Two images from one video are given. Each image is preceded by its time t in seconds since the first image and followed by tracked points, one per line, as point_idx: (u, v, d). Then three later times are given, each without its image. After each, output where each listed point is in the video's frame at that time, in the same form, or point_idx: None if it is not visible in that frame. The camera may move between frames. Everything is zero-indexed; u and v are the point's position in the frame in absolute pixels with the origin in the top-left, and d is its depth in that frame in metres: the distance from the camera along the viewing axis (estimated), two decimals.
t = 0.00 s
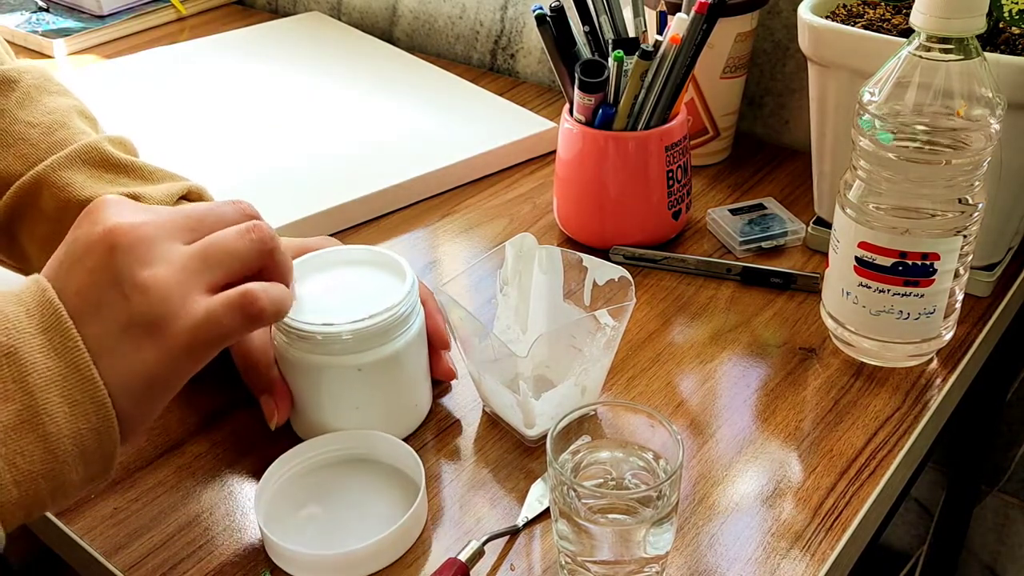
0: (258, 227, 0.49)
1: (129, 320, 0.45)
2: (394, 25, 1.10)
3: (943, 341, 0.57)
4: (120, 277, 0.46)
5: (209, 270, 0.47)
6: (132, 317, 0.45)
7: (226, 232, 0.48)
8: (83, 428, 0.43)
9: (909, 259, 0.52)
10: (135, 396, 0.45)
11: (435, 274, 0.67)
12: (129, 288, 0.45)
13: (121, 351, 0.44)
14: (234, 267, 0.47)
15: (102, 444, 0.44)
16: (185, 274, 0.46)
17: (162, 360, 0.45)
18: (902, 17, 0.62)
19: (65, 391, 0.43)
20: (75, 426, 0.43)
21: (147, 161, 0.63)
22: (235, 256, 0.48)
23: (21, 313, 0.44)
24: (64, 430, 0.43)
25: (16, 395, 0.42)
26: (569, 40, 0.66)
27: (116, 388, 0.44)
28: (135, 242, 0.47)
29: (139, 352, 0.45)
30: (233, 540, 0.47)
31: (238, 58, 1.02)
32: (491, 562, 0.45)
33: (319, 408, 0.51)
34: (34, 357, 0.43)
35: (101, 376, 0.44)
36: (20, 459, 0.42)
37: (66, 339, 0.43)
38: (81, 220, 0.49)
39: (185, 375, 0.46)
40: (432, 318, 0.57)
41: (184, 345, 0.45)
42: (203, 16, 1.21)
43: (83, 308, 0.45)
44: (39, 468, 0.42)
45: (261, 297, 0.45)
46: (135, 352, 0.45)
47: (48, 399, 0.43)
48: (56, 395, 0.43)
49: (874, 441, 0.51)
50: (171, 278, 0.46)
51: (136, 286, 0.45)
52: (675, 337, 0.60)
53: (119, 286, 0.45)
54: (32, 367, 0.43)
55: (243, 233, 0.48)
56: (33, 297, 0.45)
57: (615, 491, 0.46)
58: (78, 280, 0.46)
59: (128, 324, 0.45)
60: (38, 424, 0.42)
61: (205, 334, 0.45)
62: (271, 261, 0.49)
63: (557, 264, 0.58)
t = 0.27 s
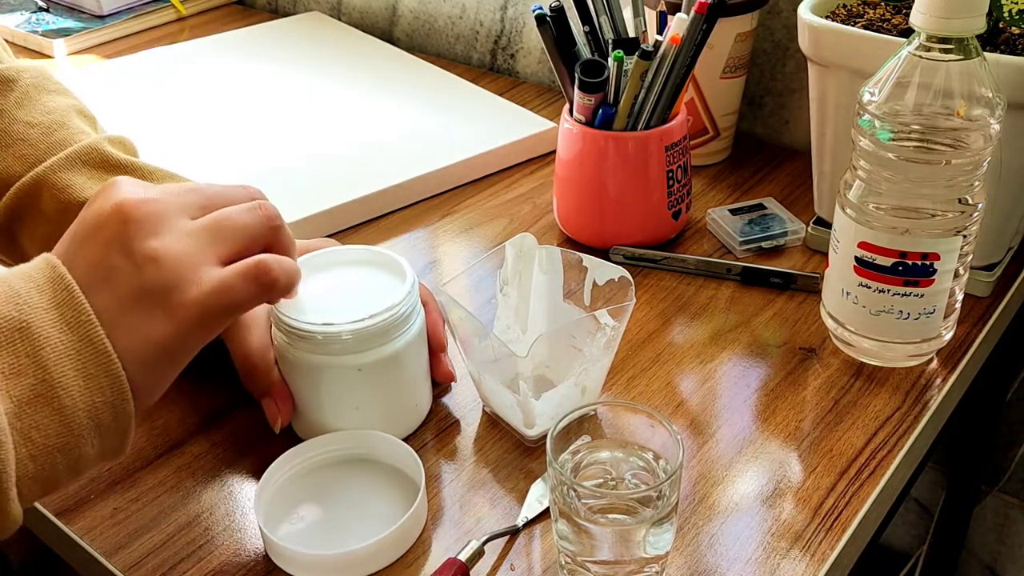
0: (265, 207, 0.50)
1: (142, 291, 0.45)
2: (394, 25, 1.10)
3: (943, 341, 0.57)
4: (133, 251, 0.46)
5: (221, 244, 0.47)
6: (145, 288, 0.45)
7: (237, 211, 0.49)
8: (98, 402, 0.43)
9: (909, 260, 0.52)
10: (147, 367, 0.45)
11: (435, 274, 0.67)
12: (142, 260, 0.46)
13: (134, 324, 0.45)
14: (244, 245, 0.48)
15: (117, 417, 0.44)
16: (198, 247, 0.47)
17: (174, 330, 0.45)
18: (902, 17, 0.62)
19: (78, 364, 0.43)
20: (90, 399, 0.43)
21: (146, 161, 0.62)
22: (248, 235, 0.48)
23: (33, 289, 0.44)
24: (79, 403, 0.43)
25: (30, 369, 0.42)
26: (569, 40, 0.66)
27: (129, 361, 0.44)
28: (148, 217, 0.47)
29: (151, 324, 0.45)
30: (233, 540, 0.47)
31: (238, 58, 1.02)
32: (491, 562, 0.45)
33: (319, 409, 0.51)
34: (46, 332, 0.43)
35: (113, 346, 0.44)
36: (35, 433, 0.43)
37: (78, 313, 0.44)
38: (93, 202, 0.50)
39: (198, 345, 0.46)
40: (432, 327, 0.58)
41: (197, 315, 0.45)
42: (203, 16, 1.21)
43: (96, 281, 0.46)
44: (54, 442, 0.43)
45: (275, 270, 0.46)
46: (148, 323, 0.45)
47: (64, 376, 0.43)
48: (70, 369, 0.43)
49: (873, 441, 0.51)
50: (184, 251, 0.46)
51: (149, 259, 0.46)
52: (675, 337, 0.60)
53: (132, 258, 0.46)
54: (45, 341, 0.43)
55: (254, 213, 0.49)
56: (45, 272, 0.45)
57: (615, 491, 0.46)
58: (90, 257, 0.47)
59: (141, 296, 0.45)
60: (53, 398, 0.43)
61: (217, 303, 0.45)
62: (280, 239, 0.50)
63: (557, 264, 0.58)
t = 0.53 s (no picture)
0: (287, 221, 0.50)
1: (159, 287, 0.45)
2: (394, 25, 1.10)
3: (943, 341, 0.57)
4: (148, 242, 0.46)
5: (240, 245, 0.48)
6: (161, 283, 0.45)
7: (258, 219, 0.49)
8: (107, 395, 0.43)
9: (909, 259, 0.52)
10: (163, 361, 0.45)
11: (435, 274, 0.67)
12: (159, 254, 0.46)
13: (150, 317, 0.45)
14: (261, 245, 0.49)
15: (126, 411, 0.44)
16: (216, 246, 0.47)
17: (193, 326, 0.46)
18: (902, 17, 0.62)
19: (90, 356, 0.43)
20: (99, 392, 0.43)
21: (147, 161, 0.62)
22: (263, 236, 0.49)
23: (44, 277, 0.44)
24: (89, 395, 0.43)
25: (41, 360, 0.42)
26: (569, 40, 0.66)
27: (144, 355, 0.45)
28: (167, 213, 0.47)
29: (168, 319, 0.45)
30: (233, 540, 0.47)
31: (238, 57, 1.02)
32: (491, 562, 0.45)
33: (319, 409, 0.51)
34: (58, 323, 0.43)
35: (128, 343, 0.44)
36: (45, 424, 0.42)
37: (90, 305, 0.43)
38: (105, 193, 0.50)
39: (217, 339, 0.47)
40: (432, 329, 0.58)
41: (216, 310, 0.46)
42: (203, 16, 1.21)
43: (108, 273, 0.45)
44: (63, 434, 0.43)
45: (286, 261, 0.47)
46: (166, 318, 0.45)
47: (75, 368, 0.43)
48: (81, 360, 0.43)
49: (873, 441, 0.51)
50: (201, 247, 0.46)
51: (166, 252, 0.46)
52: (675, 337, 0.60)
53: (148, 249, 0.46)
54: (57, 332, 0.43)
55: (275, 223, 0.50)
56: (56, 260, 0.45)
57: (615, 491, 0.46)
58: (103, 247, 0.46)
59: (157, 289, 0.45)
60: (64, 390, 0.42)
61: (236, 298, 0.46)
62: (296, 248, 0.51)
63: (557, 264, 0.58)
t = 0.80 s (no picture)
0: (306, 225, 0.50)
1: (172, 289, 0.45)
2: (394, 25, 1.10)
3: (943, 341, 0.57)
4: (160, 246, 0.46)
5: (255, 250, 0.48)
6: (175, 286, 0.45)
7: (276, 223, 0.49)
8: (118, 394, 0.43)
9: (909, 260, 0.52)
10: (176, 361, 0.45)
11: (435, 274, 0.67)
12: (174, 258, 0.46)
13: (161, 317, 0.45)
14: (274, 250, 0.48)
15: (136, 411, 0.44)
16: (230, 250, 0.47)
17: (205, 328, 0.46)
18: (902, 17, 0.62)
19: (101, 357, 0.43)
20: (110, 392, 0.43)
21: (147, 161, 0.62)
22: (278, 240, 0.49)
23: (55, 279, 0.44)
24: (100, 396, 0.43)
25: (52, 360, 0.42)
26: (569, 40, 0.66)
27: (154, 357, 0.45)
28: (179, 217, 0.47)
29: (182, 320, 0.46)
30: (233, 539, 0.47)
31: (239, 58, 1.02)
32: (491, 562, 0.45)
33: (318, 409, 0.51)
34: (70, 324, 0.43)
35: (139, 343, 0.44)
36: (57, 424, 0.42)
37: (101, 306, 0.43)
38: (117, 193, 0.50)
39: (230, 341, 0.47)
40: (432, 330, 0.58)
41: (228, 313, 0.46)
42: (203, 16, 1.21)
43: (119, 274, 0.46)
44: (73, 433, 0.43)
45: (297, 266, 0.46)
46: (179, 319, 0.45)
47: (87, 368, 0.42)
48: (92, 361, 0.43)
49: (873, 440, 0.51)
50: (214, 251, 0.47)
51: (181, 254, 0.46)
52: (675, 337, 0.60)
53: (161, 253, 0.46)
54: (68, 333, 0.42)
55: (292, 228, 0.50)
56: (67, 261, 0.44)
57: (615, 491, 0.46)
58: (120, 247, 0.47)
59: (161, 289, 0.45)
60: (75, 390, 0.42)
61: (247, 301, 0.46)
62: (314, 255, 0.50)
63: (557, 264, 0.58)
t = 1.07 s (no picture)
0: (301, 218, 0.51)
1: (178, 291, 0.46)
2: (394, 25, 1.10)
3: (943, 341, 0.57)
4: (162, 253, 0.47)
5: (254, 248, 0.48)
6: (180, 289, 0.46)
7: (272, 219, 0.50)
8: (136, 402, 0.42)
9: (909, 260, 0.52)
10: (191, 366, 0.45)
11: (435, 274, 0.67)
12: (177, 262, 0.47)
13: (171, 323, 0.45)
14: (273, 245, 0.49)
15: (154, 419, 0.43)
16: (230, 249, 0.48)
17: (212, 326, 0.46)
18: (902, 17, 0.62)
19: (117, 365, 0.42)
20: (129, 400, 0.42)
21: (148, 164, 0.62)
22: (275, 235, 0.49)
23: (65, 296, 0.43)
24: (118, 404, 0.42)
25: (69, 371, 0.41)
26: (569, 40, 0.66)
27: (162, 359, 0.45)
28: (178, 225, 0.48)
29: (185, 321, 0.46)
30: (233, 540, 0.47)
31: (239, 58, 1.02)
32: (491, 562, 0.45)
33: (319, 409, 0.51)
34: (84, 335, 0.42)
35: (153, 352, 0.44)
36: (76, 435, 0.41)
37: (113, 317, 0.43)
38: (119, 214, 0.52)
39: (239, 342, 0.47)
40: (431, 330, 0.58)
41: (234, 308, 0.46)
42: (203, 16, 1.21)
43: (119, 283, 0.46)
44: (94, 443, 0.42)
45: (294, 254, 0.46)
46: (187, 318, 0.46)
47: (104, 378, 0.42)
48: (109, 370, 0.42)
49: (874, 441, 0.51)
50: (214, 252, 0.47)
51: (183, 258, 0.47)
52: (675, 337, 0.60)
53: (163, 259, 0.47)
54: (83, 344, 0.42)
55: (287, 222, 0.50)
56: (74, 277, 0.44)
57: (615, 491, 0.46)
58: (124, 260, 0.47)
59: (160, 292, 0.46)
60: (94, 400, 0.41)
61: (250, 294, 0.46)
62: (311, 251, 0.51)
63: (557, 264, 0.58)
